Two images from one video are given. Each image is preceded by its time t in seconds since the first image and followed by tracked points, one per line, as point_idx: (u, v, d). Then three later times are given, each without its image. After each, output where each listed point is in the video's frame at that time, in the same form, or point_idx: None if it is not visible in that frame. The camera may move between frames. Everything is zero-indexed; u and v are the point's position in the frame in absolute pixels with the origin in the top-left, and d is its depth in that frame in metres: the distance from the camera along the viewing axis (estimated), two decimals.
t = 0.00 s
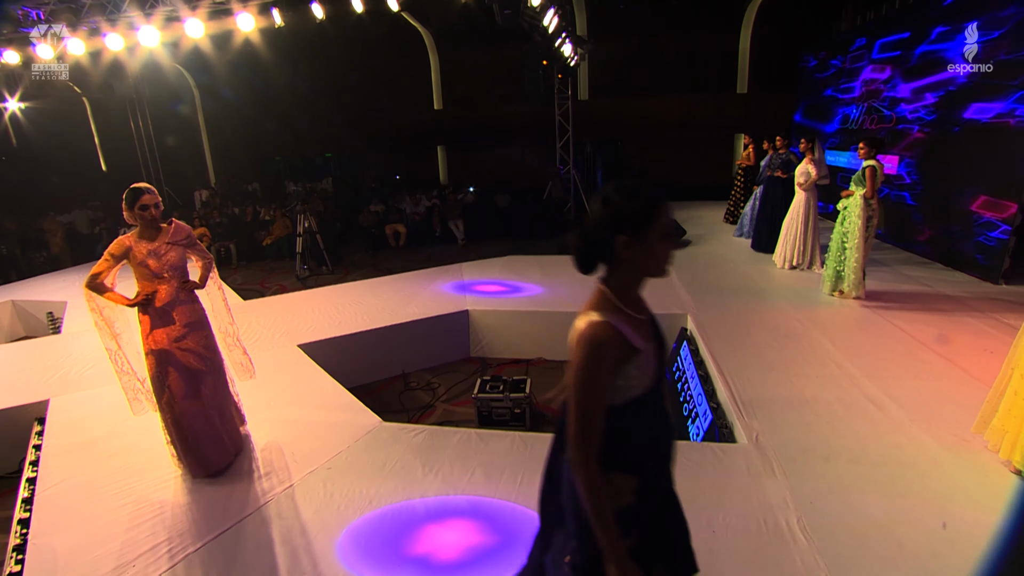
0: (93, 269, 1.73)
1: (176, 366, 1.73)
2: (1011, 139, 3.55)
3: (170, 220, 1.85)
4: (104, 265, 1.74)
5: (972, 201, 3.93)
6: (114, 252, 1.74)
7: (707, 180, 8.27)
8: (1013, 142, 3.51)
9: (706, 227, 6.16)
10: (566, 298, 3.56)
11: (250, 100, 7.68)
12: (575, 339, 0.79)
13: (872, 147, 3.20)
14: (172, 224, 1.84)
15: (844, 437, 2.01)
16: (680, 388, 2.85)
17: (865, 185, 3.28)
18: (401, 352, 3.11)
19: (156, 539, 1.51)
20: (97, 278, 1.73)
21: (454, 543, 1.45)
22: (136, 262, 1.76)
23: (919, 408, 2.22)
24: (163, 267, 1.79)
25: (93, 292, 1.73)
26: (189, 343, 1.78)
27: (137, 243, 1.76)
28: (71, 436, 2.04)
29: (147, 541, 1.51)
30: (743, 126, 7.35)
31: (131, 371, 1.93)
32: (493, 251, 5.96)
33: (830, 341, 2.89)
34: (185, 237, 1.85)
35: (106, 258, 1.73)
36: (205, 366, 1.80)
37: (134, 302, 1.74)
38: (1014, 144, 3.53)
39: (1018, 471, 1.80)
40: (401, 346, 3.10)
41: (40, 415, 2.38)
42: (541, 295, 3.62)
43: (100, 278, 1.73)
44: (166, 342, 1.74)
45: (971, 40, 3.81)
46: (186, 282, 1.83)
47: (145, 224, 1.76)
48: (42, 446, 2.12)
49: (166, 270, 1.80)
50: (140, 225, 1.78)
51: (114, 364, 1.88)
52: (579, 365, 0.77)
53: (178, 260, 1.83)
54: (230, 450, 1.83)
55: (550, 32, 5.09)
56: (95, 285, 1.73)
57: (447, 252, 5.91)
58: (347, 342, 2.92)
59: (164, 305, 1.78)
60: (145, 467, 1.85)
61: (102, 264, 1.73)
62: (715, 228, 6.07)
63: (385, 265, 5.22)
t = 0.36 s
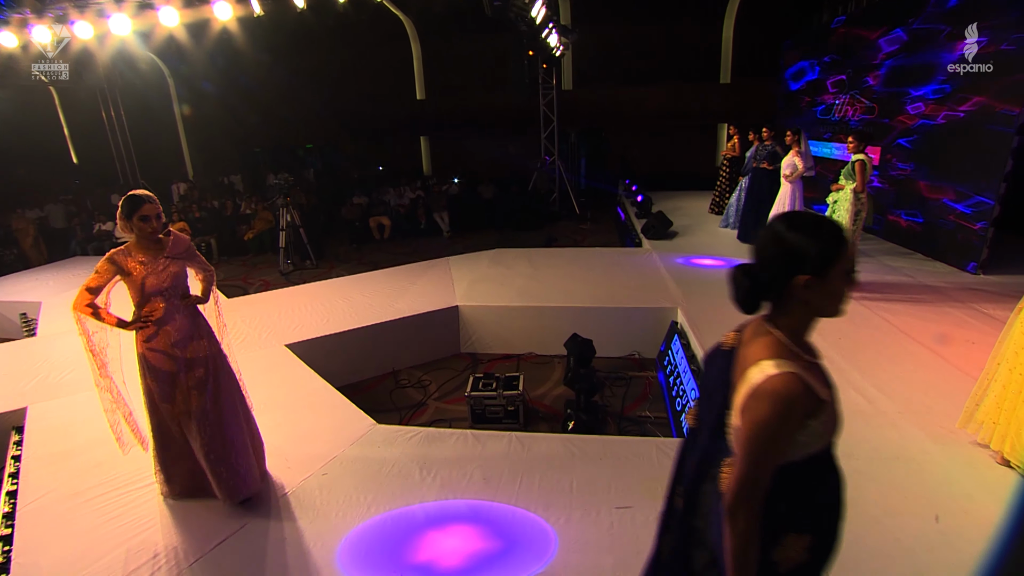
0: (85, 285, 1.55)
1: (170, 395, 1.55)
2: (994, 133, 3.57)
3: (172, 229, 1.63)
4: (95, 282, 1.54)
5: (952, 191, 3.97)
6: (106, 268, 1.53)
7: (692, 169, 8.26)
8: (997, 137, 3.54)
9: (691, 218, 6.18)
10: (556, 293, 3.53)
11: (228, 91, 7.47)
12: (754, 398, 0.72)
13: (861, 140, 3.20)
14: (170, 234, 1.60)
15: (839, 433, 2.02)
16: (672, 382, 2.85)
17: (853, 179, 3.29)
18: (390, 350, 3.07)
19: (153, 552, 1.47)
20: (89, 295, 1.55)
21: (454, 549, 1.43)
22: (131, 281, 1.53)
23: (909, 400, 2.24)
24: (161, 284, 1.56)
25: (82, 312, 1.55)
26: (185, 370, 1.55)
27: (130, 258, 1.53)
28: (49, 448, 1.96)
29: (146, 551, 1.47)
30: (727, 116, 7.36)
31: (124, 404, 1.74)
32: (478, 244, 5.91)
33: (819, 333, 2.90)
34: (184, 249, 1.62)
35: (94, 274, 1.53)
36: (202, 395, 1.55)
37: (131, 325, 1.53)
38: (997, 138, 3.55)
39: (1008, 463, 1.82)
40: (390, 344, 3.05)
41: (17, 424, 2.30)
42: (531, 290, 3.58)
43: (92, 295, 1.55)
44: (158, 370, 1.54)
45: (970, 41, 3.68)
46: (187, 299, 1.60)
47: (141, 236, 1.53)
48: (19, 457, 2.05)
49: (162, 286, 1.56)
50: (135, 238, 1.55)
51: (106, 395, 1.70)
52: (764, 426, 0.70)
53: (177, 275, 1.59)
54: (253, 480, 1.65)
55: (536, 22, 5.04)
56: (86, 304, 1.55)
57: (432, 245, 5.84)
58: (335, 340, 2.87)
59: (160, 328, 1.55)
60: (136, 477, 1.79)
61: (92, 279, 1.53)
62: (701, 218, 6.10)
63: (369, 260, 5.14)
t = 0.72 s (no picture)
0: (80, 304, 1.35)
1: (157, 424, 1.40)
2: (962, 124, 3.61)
3: (174, 237, 1.44)
4: (91, 299, 1.34)
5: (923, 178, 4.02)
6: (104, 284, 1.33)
7: (671, 155, 8.28)
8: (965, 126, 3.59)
9: (672, 205, 6.20)
10: (541, 284, 3.51)
11: (196, 78, 7.23)
12: (948, 459, 0.62)
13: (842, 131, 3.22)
14: (177, 243, 1.41)
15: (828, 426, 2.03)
16: (660, 373, 2.86)
17: (836, 168, 3.33)
18: (374, 346, 3.02)
19: (154, 564, 1.45)
20: (85, 315, 1.34)
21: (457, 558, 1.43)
22: (133, 298, 1.34)
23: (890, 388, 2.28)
24: (168, 301, 1.36)
25: (73, 331, 1.34)
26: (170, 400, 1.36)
27: (131, 270, 1.35)
28: (23, 460, 1.89)
29: (143, 567, 1.44)
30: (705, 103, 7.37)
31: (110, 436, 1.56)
32: (459, 234, 5.82)
33: (803, 323, 2.92)
34: (192, 259, 1.42)
35: (91, 290, 1.33)
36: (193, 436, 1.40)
37: (134, 350, 1.33)
38: (967, 127, 3.60)
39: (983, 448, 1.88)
40: (371, 341, 3.00)
41: None
42: (515, 282, 3.56)
43: (88, 315, 1.35)
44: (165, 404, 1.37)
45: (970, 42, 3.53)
46: (196, 318, 1.41)
47: (144, 246, 1.35)
48: None
49: (168, 305, 1.36)
50: (136, 247, 1.36)
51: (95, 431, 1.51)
52: (958, 494, 0.61)
53: (184, 290, 1.39)
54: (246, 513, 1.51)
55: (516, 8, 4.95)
56: (82, 327, 1.35)
57: (410, 237, 5.73)
58: (316, 339, 2.79)
59: (167, 356, 1.36)
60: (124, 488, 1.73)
61: (88, 295, 1.33)
62: (681, 205, 6.13)
63: (349, 252, 5.05)
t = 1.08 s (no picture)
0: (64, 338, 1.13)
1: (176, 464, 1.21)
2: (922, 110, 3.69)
3: (175, 257, 1.23)
4: (80, 334, 1.13)
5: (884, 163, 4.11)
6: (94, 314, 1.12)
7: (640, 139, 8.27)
8: (924, 111, 3.67)
9: (642, 190, 6.23)
10: (515, 274, 3.49)
11: (148, 65, 6.87)
12: None
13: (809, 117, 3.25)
14: (180, 262, 1.21)
15: (801, 413, 2.07)
16: (638, 362, 2.88)
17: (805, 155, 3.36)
18: (349, 342, 2.96)
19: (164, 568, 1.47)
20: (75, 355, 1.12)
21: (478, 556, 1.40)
22: (135, 331, 1.14)
23: (862, 372, 2.33)
24: (172, 331, 1.19)
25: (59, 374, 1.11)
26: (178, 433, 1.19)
27: (128, 299, 1.14)
28: None
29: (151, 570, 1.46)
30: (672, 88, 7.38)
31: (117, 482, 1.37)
32: (431, 224, 5.73)
33: (778, 309, 2.95)
34: (201, 281, 1.25)
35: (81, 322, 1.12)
36: (216, 466, 1.23)
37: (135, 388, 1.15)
38: (925, 112, 3.68)
39: (949, 428, 1.96)
40: (344, 337, 2.93)
41: None
42: (489, 272, 3.52)
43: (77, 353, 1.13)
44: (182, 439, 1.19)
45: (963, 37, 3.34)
46: (204, 347, 1.27)
47: (141, 273, 1.14)
48: None
49: (176, 334, 1.20)
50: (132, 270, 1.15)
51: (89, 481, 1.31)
52: None
53: (191, 315, 1.23)
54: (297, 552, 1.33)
55: None
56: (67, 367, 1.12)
57: (380, 227, 5.62)
58: (286, 338, 2.71)
59: (173, 390, 1.20)
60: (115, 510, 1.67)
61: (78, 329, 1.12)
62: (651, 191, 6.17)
63: (317, 245, 4.93)
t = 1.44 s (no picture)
0: (53, 389, 0.98)
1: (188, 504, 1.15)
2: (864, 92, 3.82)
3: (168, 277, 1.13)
4: (75, 377, 0.99)
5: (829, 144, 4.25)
6: (92, 351, 0.99)
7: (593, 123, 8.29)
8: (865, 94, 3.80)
9: (597, 175, 6.26)
10: (475, 264, 3.45)
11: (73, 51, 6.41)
12: None
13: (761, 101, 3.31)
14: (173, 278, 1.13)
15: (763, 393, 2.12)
16: (602, 350, 2.91)
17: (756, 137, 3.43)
18: (308, 343, 2.87)
19: None
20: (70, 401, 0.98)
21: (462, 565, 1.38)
22: (140, 364, 1.05)
23: (817, 350, 2.42)
24: (185, 359, 1.12)
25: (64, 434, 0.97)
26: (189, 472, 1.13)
27: (128, 325, 1.03)
28: None
29: None
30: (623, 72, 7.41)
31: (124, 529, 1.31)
32: (386, 215, 5.61)
33: (733, 290, 3.03)
34: (197, 297, 1.17)
35: (74, 362, 0.98)
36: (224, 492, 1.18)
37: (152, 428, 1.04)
38: (866, 95, 3.81)
39: (897, 400, 2.05)
40: (302, 338, 2.83)
41: None
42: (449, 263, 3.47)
43: (72, 403, 0.99)
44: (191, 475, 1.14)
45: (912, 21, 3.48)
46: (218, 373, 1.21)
47: (137, 291, 1.03)
48: None
49: (184, 360, 1.12)
50: (123, 292, 1.05)
51: (98, 549, 1.23)
52: None
53: (196, 336, 1.15)
54: None
55: None
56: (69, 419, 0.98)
57: (334, 218, 5.46)
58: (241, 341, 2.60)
59: (189, 424, 1.13)
60: (74, 530, 1.61)
61: (72, 372, 0.98)
62: (606, 175, 6.20)
63: (267, 240, 4.74)
